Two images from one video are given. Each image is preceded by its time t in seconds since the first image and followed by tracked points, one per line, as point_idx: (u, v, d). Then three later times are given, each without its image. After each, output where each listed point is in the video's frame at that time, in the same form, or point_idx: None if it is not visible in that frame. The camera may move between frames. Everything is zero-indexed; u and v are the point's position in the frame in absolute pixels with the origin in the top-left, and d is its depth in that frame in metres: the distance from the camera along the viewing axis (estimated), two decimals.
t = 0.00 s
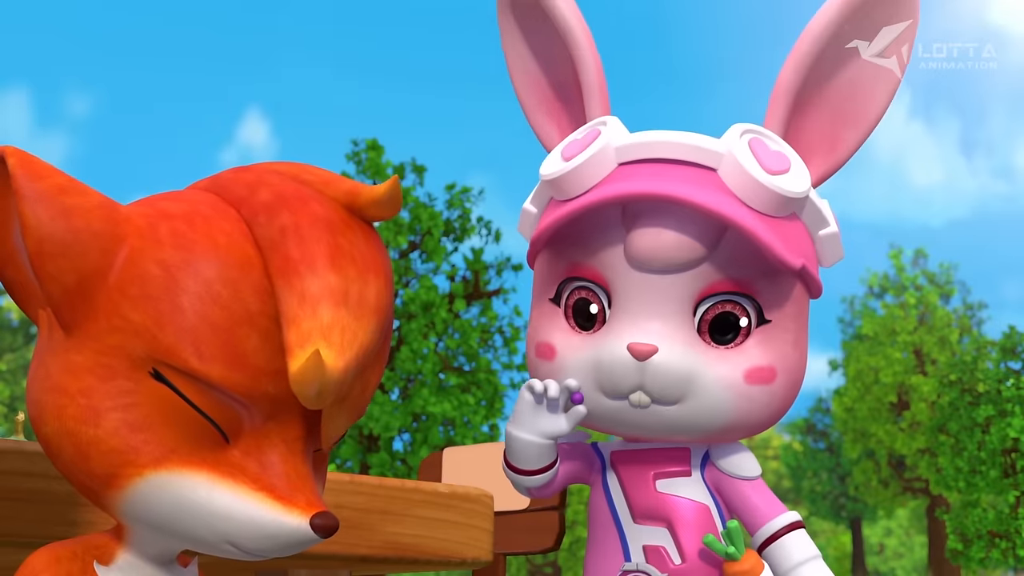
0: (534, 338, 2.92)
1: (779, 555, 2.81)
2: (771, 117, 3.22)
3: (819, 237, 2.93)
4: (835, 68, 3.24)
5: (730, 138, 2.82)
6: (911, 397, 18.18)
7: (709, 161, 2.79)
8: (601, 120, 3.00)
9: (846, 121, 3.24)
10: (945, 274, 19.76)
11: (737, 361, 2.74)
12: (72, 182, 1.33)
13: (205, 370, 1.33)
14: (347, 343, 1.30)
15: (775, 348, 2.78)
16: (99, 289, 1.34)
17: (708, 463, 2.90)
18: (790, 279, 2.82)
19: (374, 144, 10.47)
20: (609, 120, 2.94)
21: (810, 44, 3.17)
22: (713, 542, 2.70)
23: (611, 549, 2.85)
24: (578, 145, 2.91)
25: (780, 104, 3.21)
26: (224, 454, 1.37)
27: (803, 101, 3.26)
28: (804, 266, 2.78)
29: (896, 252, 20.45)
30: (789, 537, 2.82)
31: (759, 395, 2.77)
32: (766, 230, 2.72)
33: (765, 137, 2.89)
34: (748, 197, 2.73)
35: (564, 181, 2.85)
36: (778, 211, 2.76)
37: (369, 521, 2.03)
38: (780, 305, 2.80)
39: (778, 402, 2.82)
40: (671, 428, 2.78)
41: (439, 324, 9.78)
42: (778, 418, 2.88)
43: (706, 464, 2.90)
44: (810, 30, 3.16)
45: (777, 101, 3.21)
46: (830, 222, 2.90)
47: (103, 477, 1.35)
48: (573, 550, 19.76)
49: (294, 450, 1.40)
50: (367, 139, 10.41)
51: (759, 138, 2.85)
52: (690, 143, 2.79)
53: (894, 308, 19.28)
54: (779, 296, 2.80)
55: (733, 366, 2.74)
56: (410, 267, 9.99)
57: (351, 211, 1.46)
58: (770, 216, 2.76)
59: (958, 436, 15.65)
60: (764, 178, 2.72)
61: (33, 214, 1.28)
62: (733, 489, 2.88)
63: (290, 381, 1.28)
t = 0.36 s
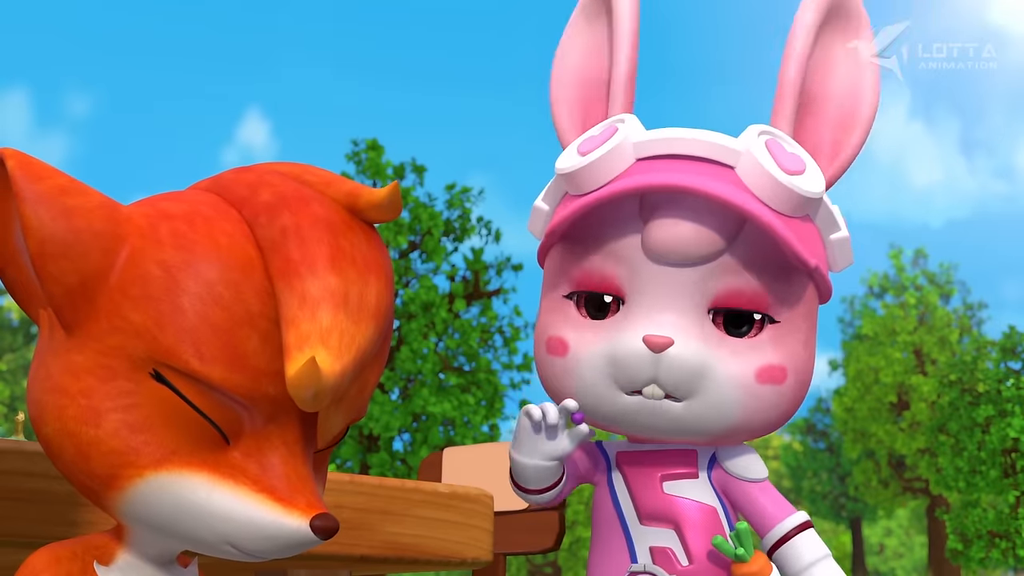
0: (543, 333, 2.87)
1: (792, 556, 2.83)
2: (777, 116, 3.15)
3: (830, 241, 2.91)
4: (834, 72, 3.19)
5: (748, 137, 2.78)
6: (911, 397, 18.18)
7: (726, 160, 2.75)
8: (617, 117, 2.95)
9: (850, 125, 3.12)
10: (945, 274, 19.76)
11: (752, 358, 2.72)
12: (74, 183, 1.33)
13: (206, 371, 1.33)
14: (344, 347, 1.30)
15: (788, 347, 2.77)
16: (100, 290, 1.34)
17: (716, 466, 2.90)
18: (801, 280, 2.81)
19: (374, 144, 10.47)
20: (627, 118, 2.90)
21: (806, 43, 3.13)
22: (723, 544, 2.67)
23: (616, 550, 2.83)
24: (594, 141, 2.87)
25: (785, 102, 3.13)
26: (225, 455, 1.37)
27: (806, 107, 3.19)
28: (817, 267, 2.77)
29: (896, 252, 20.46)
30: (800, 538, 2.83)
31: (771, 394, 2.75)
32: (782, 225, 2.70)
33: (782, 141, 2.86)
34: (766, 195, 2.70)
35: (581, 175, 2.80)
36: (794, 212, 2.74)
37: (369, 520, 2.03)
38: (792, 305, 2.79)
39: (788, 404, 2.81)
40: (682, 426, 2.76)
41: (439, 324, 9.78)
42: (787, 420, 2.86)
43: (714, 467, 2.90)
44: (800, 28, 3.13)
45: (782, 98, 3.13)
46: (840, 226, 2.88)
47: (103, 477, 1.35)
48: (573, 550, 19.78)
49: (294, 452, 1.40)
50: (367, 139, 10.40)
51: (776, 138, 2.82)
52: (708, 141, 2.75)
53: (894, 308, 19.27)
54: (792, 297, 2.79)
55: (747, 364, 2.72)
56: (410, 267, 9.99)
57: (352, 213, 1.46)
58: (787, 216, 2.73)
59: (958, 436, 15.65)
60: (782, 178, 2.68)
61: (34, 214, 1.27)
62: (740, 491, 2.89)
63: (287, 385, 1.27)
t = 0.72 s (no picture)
0: (551, 337, 2.88)
1: None
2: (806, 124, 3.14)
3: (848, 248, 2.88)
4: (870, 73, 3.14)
5: (758, 144, 2.75)
6: (911, 397, 18.20)
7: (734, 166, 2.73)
8: (630, 118, 2.96)
9: (884, 130, 3.17)
10: (945, 274, 19.76)
11: (756, 370, 2.68)
12: (72, 182, 1.33)
13: (203, 369, 1.33)
14: (341, 343, 1.30)
15: (794, 360, 2.72)
16: (98, 289, 1.34)
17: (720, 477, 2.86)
18: (812, 291, 2.76)
19: (374, 144, 10.47)
20: (639, 119, 2.91)
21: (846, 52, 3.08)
22: (727, 547, 2.68)
23: (619, 555, 2.84)
24: (605, 143, 2.86)
25: (815, 112, 3.13)
26: (224, 452, 1.37)
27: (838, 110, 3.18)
28: (828, 275, 2.72)
29: (896, 252, 20.47)
30: (794, 562, 2.80)
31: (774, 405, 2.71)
32: (786, 236, 2.66)
33: (797, 145, 2.83)
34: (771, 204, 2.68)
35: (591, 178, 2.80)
36: (803, 221, 2.70)
37: (369, 520, 2.03)
38: (802, 319, 2.74)
39: (797, 416, 2.76)
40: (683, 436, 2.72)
41: (439, 324, 9.78)
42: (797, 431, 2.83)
43: (716, 478, 2.86)
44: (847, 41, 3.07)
45: (812, 108, 3.13)
46: (860, 233, 2.86)
47: (103, 476, 1.35)
48: (572, 549, 19.79)
49: (293, 448, 1.40)
50: (367, 139, 10.40)
51: (789, 144, 2.79)
52: (718, 147, 2.73)
53: (894, 308, 19.28)
54: (800, 310, 2.74)
55: (751, 376, 2.68)
56: (410, 267, 9.99)
57: (349, 211, 1.46)
58: (795, 225, 2.70)
59: (958, 436, 15.66)
60: (787, 186, 2.66)
61: (32, 215, 1.27)
62: (740, 507, 2.85)
63: (284, 381, 1.27)
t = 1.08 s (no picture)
0: (555, 328, 2.87)
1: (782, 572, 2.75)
2: (800, 118, 3.12)
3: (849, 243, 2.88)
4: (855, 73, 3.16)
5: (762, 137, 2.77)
6: (911, 397, 18.20)
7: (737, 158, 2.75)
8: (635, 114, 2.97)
9: (876, 124, 3.10)
10: (945, 274, 19.77)
11: (757, 358, 2.67)
12: (69, 182, 1.33)
13: (201, 364, 1.33)
14: (344, 335, 1.30)
15: (795, 348, 2.71)
16: (95, 287, 1.34)
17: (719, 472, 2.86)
18: (813, 280, 2.76)
19: (374, 144, 10.47)
20: (643, 115, 2.92)
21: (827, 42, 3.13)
22: (726, 546, 2.67)
23: (618, 551, 2.84)
24: (611, 136, 2.88)
25: (808, 103, 3.12)
26: (223, 448, 1.37)
27: (829, 110, 3.16)
28: (828, 266, 2.73)
29: (896, 252, 20.47)
30: (791, 558, 2.76)
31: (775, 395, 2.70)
32: (789, 224, 2.66)
33: (799, 139, 2.83)
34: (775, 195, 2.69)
35: (597, 168, 2.83)
36: (805, 212, 2.71)
37: (369, 520, 2.03)
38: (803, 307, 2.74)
39: (797, 408, 2.76)
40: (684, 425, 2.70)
41: (439, 324, 9.77)
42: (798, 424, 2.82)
43: (717, 474, 2.86)
44: (822, 29, 3.13)
45: (804, 99, 3.12)
46: (860, 228, 2.86)
47: (102, 473, 1.35)
48: (572, 549, 19.78)
49: (293, 444, 1.40)
50: (367, 139, 10.41)
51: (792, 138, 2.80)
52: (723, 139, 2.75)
53: (894, 308, 19.27)
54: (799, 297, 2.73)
55: (752, 364, 2.67)
56: (410, 267, 9.97)
57: (345, 206, 1.46)
58: (798, 215, 2.71)
59: (958, 436, 15.66)
60: (792, 178, 2.67)
61: (29, 212, 1.27)
62: (740, 503, 2.84)
63: (291, 371, 1.28)
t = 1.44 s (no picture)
0: (513, 354, 2.85)
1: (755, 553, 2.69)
2: (734, 108, 3.04)
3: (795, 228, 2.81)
4: (797, 47, 3.04)
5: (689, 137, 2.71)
6: (910, 397, 18.20)
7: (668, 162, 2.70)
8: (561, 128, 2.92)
9: (812, 106, 3.03)
10: (945, 274, 19.79)
11: (713, 363, 2.63)
12: (67, 182, 1.33)
13: (200, 363, 1.33)
14: (338, 334, 1.30)
15: (751, 346, 2.67)
16: (94, 286, 1.34)
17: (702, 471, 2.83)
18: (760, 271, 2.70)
19: (374, 144, 10.48)
20: (569, 129, 2.86)
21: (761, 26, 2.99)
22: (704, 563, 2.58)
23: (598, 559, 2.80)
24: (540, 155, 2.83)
25: (740, 92, 3.02)
26: (223, 447, 1.37)
27: (767, 91, 3.07)
28: (773, 258, 2.68)
29: (896, 252, 20.50)
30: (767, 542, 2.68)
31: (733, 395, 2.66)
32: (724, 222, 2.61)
33: (728, 134, 2.78)
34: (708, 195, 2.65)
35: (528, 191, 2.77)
36: (739, 207, 2.67)
37: (369, 520, 2.03)
38: (754, 301, 2.69)
39: (760, 403, 2.72)
40: (648, 433, 2.68)
41: (439, 324, 9.78)
42: (769, 416, 2.79)
43: (698, 475, 2.83)
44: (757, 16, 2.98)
45: (737, 88, 3.03)
46: (803, 213, 2.78)
47: (102, 472, 1.35)
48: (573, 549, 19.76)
49: (292, 442, 1.40)
50: (367, 139, 10.41)
51: (720, 134, 2.75)
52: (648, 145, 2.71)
53: (894, 308, 19.28)
54: (747, 290, 2.68)
55: (709, 369, 2.64)
56: (410, 267, 9.98)
57: (343, 204, 1.45)
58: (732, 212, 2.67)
59: (958, 436, 15.66)
60: (721, 175, 2.63)
61: (27, 213, 1.27)
62: (722, 504, 2.80)
63: (283, 371, 1.28)
